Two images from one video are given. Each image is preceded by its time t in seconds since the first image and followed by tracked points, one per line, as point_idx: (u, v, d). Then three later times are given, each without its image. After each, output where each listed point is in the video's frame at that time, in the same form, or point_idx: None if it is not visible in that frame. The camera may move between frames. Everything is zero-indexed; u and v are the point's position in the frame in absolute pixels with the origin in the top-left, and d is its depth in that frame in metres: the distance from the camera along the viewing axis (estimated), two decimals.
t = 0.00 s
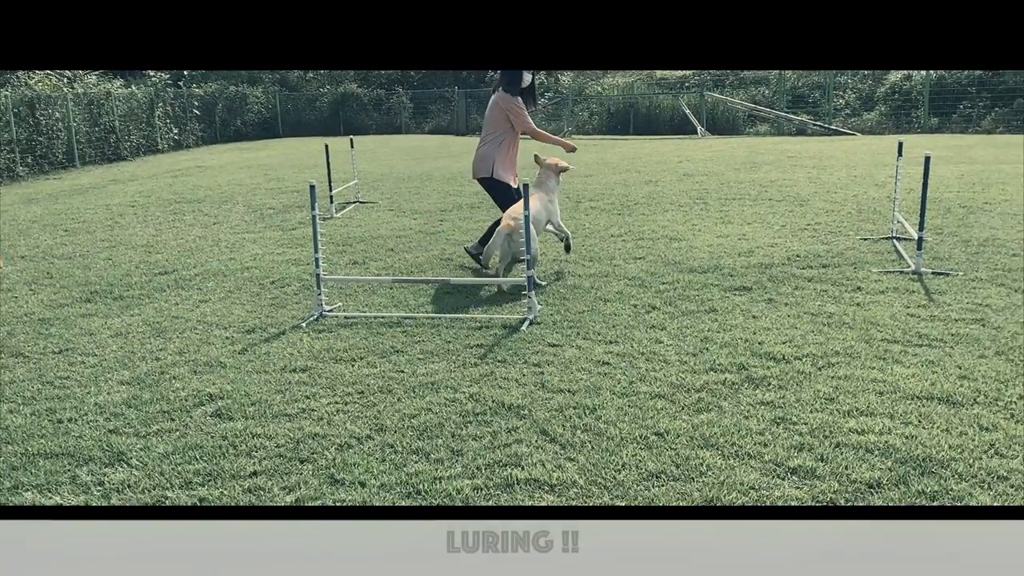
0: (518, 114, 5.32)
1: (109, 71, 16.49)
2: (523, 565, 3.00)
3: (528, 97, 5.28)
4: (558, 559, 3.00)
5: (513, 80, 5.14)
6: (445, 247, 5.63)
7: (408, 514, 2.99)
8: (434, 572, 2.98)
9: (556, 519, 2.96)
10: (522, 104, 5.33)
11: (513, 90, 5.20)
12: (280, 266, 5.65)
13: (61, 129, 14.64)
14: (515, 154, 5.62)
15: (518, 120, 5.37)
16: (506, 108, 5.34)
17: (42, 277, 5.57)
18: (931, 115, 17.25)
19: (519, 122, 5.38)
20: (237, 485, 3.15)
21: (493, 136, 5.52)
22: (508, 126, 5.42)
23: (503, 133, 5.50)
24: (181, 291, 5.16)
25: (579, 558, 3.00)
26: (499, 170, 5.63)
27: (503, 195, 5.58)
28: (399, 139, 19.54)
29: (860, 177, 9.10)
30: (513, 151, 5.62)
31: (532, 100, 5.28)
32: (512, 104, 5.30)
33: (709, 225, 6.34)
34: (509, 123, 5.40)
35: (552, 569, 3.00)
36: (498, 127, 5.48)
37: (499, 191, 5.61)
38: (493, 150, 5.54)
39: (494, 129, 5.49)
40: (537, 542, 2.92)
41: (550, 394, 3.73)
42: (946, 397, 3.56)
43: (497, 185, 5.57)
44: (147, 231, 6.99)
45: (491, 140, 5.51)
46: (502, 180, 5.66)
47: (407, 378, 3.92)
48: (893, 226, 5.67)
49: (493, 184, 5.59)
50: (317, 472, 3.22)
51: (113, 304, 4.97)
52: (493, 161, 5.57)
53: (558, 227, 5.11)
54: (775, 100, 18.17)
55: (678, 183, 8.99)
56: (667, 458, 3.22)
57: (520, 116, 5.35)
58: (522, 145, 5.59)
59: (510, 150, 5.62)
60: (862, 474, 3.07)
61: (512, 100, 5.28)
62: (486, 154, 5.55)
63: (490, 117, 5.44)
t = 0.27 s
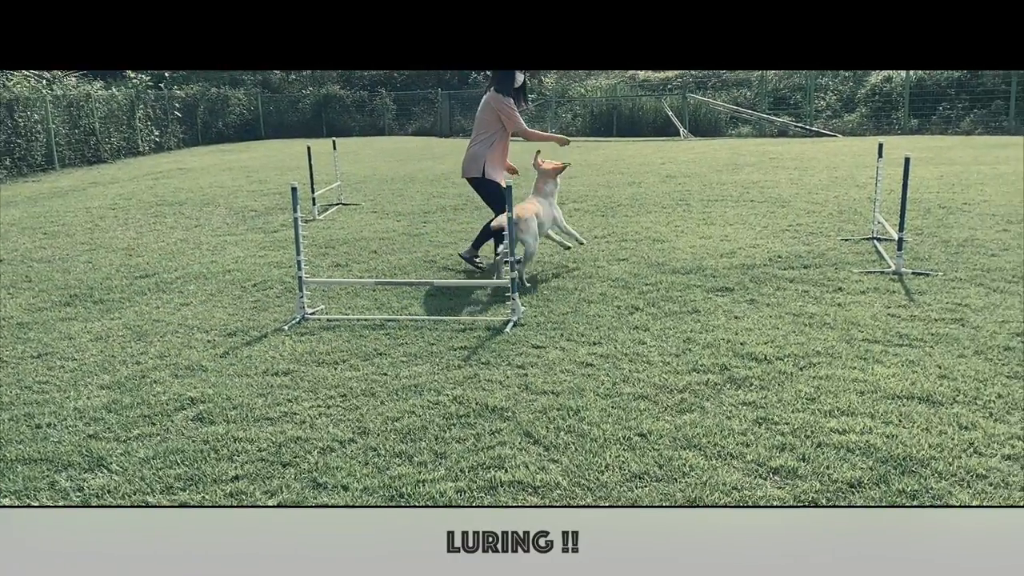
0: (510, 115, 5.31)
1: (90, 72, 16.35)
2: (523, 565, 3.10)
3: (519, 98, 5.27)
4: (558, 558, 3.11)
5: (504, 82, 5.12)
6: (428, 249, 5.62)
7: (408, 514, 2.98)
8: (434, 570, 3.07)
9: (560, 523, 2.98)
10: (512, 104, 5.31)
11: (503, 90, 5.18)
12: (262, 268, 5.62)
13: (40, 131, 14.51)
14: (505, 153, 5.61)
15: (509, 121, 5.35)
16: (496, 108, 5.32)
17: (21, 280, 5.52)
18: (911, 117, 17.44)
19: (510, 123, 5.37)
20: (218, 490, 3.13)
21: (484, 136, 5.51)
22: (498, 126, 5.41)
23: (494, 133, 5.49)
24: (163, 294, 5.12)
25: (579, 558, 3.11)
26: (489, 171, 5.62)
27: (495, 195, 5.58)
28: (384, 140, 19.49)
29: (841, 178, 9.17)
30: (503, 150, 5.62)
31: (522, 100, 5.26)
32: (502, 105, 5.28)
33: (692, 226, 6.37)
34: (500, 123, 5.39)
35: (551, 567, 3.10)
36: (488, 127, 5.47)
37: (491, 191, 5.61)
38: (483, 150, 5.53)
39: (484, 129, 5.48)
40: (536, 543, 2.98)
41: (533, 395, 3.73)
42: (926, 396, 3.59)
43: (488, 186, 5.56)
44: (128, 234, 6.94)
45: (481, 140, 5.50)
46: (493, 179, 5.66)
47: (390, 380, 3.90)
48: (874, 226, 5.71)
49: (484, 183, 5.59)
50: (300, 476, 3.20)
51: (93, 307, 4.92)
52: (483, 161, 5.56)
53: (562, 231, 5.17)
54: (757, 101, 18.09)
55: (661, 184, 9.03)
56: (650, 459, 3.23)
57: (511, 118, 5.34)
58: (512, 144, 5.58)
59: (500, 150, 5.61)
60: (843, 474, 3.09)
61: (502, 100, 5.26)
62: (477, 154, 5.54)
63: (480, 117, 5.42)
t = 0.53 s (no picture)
0: (499, 114, 5.31)
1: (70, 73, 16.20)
2: (524, 564, 3.12)
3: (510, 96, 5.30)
4: (558, 558, 3.13)
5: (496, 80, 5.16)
6: (411, 251, 5.61)
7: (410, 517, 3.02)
8: (435, 570, 3.09)
9: (560, 527, 3.00)
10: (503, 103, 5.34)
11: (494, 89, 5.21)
12: (243, 271, 5.59)
13: (19, 133, 14.35)
14: (494, 154, 5.61)
15: (498, 121, 5.36)
16: (486, 107, 5.34)
17: None
18: (891, 119, 17.44)
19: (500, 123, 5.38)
20: (199, 495, 3.10)
21: (474, 136, 5.50)
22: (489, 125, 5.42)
23: (484, 133, 5.49)
24: (143, 298, 5.09)
25: (578, 558, 3.14)
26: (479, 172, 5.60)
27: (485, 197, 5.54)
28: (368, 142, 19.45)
29: (822, 179, 9.23)
30: (493, 151, 5.61)
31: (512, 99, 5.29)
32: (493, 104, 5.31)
33: (675, 227, 6.39)
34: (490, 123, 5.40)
35: (551, 567, 3.12)
36: (478, 127, 5.48)
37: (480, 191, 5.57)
38: (473, 150, 5.52)
39: (474, 129, 5.48)
40: (537, 543, 2.98)
41: (517, 397, 3.72)
42: (906, 396, 3.61)
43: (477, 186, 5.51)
44: (108, 237, 6.88)
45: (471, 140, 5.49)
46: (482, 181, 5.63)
47: (372, 383, 3.89)
48: (854, 227, 5.75)
49: (473, 184, 5.55)
50: (281, 480, 3.18)
51: (72, 311, 4.88)
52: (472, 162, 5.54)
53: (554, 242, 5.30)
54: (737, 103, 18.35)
55: (644, 186, 9.06)
56: (633, 460, 3.23)
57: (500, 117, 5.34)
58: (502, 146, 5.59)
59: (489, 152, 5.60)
60: (824, 473, 3.11)
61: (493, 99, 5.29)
62: (466, 154, 5.52)
63: (470, 117, 5.43)
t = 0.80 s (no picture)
0: (493, 114, 5.28)
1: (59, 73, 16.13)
2: (523, 565, 3.09)
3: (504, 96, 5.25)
4: (558, 558, 3.10)
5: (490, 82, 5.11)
6: (402, 253, 5.60)
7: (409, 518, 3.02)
8: (435, 571, 3.04)
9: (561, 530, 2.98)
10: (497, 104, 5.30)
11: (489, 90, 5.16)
12: (234, 273, 5.58)
13: (7, 134, 14.26)
14: (489, 154, 5.60)
15: (492, 121, 5.33)
16: (480, 109, 5.31)
17: None
18: (881, 120, 17.58)
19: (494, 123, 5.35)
20: (189, 497, 3.09)
21: (469, 137, 5.49)
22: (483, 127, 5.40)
23: (478, 134, 5.47)
24: (133, 299, 5.07)
25: (578, 558, 3.10)
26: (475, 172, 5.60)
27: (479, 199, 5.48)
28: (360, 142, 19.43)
29: (812, 180, 9.27)
30: (488, 151, 5.60)
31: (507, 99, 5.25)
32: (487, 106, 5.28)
33: (666, 228, 6.41)
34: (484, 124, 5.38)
35: (551, 567, 3.09)
36: (474, 127, 5.46)
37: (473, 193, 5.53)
38: (467, 150, 5.51)
39: (469, 129, 5.46)
40: (536, 543, 2.97)
41: (509, 398, 3.72)
42: (896, 396, 3.63)
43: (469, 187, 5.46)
44: (98, 239, 6.85)
45: (465, 140, 5.48)
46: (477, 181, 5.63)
47: (364, 385, 3.88)
48: (844, 228, 5.77)
49: (468, 185, 5.55)
50: (272, 482, 3.17)
51: (61, 313, 4.86)
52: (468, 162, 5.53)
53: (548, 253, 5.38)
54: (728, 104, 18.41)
55: (635, 187, 9.08)
56: (624, 461, 3.24)
57: (494, 118, 5.31)
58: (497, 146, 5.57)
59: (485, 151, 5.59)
60: (815, 473, 3.12)
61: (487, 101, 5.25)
62: (460, 155, 5.51)
63: (465, 117, 5.42)
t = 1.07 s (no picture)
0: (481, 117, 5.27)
1: (38, 75, 15.98)
2: (524, 564, 3.16)
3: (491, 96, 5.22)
4: (558, 558, 3.17)
5: (476, 82, 5.08)
6: (385, 255, 5.59)
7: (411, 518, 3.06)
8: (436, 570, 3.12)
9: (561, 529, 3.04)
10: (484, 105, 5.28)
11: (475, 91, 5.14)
12: (215, 276, 5.54)
13: None
14: (480, 155, 5.58)
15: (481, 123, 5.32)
16: (468, 110, 5.30)
17: None
18: (861, 121, 17.93)
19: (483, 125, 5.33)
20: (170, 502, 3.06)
21: (458, 139, 5.48)
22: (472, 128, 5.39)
23: (467, 135, 5.46)
24: (112, 303, 5.03)
25: (578, 558, 3.17)
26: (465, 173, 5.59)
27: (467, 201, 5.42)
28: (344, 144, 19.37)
29: (793, 181, 9.34)
30: (479, 153, 5.58)
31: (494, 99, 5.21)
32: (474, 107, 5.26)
33: (649, 229, 6.43)
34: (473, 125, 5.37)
35: (551, 567, 3.17)
36: (463, 129, 5.46)
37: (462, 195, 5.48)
38: (456, 152, 5.50)
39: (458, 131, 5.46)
40: (536, 543, 3.03)
41: (492, 400, 3.71)
42: (876, 395, 3.65)
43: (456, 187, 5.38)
44: (77, 242, 6.78)
45: (454, 142, 5.48)
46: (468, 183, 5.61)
47: (346, 388, 3.86)
48: (825, 229, 5.81)
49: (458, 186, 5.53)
50: (254, 487, 3.15)
51: (39, 317, 4.81)
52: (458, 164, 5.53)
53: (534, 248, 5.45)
54: (710, 106, 18.52)
55: (617, 188, 9.12)
56: (607, 462, 3.24)
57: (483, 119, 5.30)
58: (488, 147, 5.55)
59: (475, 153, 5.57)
60: (796, 473, 3.14)
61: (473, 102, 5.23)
62: (450, 157, 5.50)
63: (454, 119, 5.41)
